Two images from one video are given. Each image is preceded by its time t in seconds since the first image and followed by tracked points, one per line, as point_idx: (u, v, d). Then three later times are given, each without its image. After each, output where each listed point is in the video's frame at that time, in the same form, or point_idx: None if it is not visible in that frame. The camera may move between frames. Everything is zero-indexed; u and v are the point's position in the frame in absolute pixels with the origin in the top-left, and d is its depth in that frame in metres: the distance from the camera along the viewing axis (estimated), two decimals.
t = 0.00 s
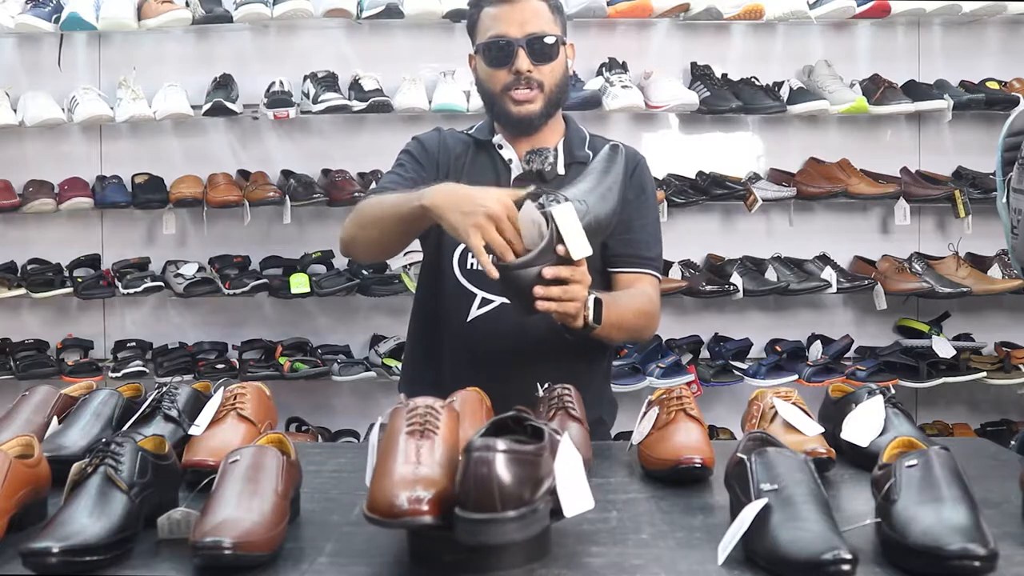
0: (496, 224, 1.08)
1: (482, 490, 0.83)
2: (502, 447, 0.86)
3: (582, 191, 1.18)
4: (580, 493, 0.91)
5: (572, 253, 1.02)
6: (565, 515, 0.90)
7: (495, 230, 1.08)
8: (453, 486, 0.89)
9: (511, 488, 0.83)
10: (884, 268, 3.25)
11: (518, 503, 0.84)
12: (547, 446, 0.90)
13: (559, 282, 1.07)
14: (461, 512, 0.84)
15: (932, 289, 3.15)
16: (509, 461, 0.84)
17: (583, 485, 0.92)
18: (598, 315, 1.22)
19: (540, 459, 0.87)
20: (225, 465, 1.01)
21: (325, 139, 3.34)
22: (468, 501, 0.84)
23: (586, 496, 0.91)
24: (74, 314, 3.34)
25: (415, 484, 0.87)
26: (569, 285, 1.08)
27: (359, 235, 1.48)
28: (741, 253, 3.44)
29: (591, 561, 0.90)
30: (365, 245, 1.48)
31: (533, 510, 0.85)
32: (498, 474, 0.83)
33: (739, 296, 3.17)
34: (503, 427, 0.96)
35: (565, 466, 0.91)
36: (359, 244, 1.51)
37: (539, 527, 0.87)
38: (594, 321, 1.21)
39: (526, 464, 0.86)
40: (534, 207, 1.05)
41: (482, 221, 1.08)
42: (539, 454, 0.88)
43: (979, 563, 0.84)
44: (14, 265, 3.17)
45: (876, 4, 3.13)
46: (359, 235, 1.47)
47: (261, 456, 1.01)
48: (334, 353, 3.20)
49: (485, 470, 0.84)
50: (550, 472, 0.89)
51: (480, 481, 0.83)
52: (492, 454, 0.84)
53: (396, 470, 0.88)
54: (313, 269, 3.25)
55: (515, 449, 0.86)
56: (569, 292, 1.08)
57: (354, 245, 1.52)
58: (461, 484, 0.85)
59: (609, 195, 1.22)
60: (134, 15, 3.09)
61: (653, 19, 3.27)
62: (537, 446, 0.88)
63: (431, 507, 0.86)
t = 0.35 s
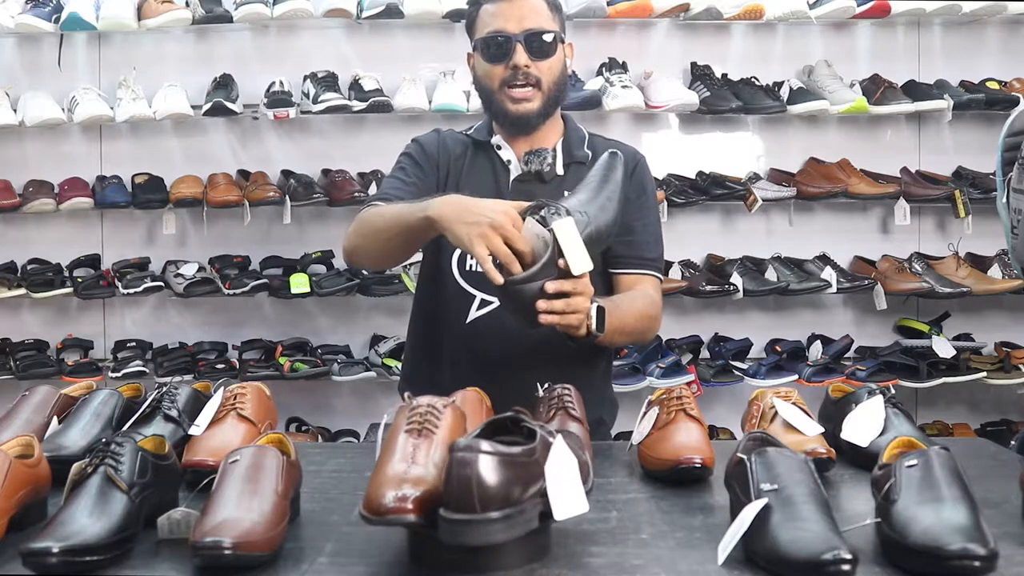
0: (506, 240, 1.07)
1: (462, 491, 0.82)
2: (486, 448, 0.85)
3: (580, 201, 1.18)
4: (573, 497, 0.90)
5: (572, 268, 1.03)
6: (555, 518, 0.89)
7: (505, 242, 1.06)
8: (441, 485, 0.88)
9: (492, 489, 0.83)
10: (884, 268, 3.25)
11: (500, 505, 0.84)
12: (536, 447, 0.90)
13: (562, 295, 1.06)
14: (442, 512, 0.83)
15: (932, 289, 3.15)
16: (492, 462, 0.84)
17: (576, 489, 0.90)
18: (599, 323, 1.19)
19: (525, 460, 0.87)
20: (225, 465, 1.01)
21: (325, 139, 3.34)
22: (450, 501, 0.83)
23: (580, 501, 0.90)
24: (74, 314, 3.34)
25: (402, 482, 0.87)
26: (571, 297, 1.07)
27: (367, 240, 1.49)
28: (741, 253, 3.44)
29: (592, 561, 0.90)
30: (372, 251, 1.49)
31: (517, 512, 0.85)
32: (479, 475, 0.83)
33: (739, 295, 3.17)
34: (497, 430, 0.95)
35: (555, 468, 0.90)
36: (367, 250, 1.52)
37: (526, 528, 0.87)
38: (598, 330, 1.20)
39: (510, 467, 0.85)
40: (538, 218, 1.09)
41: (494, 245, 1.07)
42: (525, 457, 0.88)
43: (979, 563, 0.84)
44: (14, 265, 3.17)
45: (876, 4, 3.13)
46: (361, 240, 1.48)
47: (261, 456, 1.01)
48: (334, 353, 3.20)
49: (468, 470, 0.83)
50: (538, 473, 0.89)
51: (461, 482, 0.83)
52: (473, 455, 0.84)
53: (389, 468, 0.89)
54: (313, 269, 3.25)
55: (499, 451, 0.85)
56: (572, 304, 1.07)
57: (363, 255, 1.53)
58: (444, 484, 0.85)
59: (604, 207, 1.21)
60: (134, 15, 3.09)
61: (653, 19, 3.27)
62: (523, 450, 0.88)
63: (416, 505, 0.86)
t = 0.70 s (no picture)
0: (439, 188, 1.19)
1: (444, 491, 0.83)
2: (472, 450, 0.86)
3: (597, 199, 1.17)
4: (565, 498, 0.88)
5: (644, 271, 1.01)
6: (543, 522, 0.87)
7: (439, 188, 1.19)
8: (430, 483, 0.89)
9: (474, 491, 0.83)
10: (884, 268, 3.25)
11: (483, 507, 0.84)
12: (527, 448, 0.90)
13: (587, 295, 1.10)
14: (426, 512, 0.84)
15: (933, 289, 3.15)
16: (475, 463, 0.85)
17: (568, 491, 0.88)
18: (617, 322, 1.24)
19: (510, 459, 0.87)
20: (226, 465, 1.01)
21: (325, 139, 3.34)
22: (436, 502, 0.84)
23: (572, 504, 0.88)
24: (74, 314, 3.34)
25: (390, 480, 0.89)
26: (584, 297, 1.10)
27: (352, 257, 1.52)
28: (740, 253, 3.44)
29: (592, 560, 0.90)
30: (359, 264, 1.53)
31: (501, 514, 0.85)
32: (463, 476, 0.84)
33: (739, 296, 3.17)
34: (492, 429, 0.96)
35: (547, 470, 0.89)
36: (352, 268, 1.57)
37: (512, 530, 0.87)
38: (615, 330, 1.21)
39: (496, 469, 0.86)
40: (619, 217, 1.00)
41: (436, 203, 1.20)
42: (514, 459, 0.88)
43: (979, 563, 0.84)
44: (14, 265, 3.17)
45: (876, 3, 3.13)
46: (346, 254, 1.52)
47: (261, 456, 1.01)
48: (334, 353, 3.20)
49: (452, 472, 0.84)
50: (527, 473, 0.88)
51: (444, 482, 0.84)
52: (458, 456, 0.85)
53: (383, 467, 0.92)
54: (313, 269, 3.25)
55: (484, 453, 0.86)
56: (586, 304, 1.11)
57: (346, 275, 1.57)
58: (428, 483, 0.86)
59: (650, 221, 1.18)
60: (134, 15, 3.09)
61: (653, 19, 3.26)
62: (511, 453, 0.88)
63: (402, 504, 0.87)
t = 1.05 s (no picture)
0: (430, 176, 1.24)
1: (427, 490, 0.83)
2: (459, 451, 0.85)
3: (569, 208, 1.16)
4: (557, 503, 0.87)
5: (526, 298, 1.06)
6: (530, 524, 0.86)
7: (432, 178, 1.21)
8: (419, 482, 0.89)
9: (459, 491, 0.82)
10: (884, 268, 3.25)
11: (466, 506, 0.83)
12: (516, 449, 0.87)
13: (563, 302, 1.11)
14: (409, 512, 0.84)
15: (932, 289, 3.15)
16: (459, 463, 0.84)
17: (561, 495, 0.87)
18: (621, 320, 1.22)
19: (495, 460, 0.86)
20: (226, 465, 1.01)
21: (325, 139, 3.34)
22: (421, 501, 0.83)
23: (563, 507, 0.87)
24: (74, 314, 3.34)
25: (379, 479, 0.89)
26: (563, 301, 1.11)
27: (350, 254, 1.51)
28: (740, 253, 3.44)
29: (592, 561, 0.90)
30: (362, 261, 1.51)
31: (484, 515, 0.84)
32: (447, 476, 0.83)
33: (739, 295, 3.17)
34: (488, 429, 0.95)
35: (540, 473, 0.87)
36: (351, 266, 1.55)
37: (497, 531, 0.85)
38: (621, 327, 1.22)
39: (483, 470, 0.84)
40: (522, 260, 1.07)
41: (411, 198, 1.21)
42: (503, 461, 0.86)
43: (979, 563, 0.84)
44: (14, 265, 3.17)
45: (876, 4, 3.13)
46: (339, 248, 1.51)
47: (261, 456, 1.01)
48: (334, 353, 3.20)
49: (436, 471, 0.83)
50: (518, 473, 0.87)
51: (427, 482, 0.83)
52: (442, 456, 0.84)
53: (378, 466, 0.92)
54: (313, 269, 3.25)
55: (469, 455, 0.85)
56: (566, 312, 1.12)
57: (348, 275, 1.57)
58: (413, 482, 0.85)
59: (605, 227, 1.14)
60: (134, 15, 3.09)
61: (653, 19, 3.26)
62: (500, 455, 0.86)
63: (389, 502, 0.88)
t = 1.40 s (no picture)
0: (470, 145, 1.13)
1: (410, 489, 0.83)
2: (443, 451, 0.84)
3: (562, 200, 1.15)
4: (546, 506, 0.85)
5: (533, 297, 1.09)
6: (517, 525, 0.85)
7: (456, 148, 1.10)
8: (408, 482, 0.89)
9: (440, 492, 0.82)
10: (884, 268, 3.25)
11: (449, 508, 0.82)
12: (504, 450, 0.86)
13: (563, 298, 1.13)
14: (393, 512, 0.84)
15: (932, 289, 3.15)
16: (443, 463, 0.83)
17: (549, 496, 0.85)
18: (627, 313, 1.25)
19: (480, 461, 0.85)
20: (225, 465, 1.01)
21: (325, 139, 3.34)
22: (406, 500, 0.83)
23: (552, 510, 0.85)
24: (74, 314, 3.34)
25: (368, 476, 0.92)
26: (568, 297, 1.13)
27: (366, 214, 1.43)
28: (740, 253, 3.44)
29: (592, 561, 0.90)
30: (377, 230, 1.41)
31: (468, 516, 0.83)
32: (429, 475, 0.82)
33: (739, 295, 3.17)
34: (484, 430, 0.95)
35: (528, 474, 0.86)
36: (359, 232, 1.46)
37: (481, 532, 0.84)
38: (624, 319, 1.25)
39: (465, 469, 0.84)
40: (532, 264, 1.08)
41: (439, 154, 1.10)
42: (489, 462, 0.85)
43: (979, 563, 0.84)
44: (14, 265, 3.17)
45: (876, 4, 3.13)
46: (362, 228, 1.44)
47: (260, 456, 1.01)
48: (334, 353, 3.20)
49: (420, 469, 0.83)
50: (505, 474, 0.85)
51: (410, 481, 0.83)
52: (425, 455, 0.84)
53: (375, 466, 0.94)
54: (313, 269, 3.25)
55: (452, 454, 0.84)
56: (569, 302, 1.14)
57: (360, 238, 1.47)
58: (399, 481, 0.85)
59: (597, 219, 1.14)
60: (134, 15, 3.09)
61: (653, 19, 3.26)
62: (485, 456, 0.85)
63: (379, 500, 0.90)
